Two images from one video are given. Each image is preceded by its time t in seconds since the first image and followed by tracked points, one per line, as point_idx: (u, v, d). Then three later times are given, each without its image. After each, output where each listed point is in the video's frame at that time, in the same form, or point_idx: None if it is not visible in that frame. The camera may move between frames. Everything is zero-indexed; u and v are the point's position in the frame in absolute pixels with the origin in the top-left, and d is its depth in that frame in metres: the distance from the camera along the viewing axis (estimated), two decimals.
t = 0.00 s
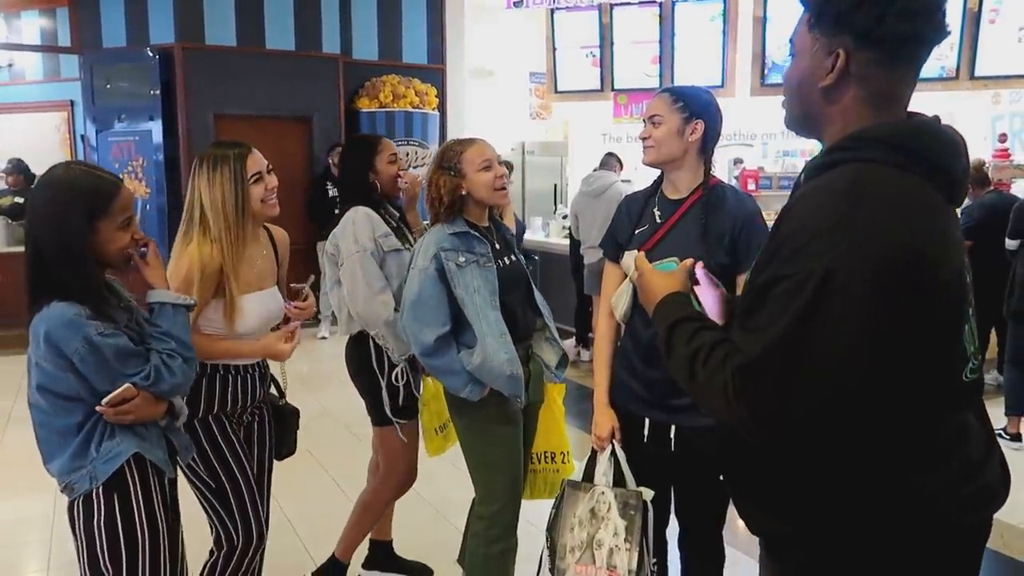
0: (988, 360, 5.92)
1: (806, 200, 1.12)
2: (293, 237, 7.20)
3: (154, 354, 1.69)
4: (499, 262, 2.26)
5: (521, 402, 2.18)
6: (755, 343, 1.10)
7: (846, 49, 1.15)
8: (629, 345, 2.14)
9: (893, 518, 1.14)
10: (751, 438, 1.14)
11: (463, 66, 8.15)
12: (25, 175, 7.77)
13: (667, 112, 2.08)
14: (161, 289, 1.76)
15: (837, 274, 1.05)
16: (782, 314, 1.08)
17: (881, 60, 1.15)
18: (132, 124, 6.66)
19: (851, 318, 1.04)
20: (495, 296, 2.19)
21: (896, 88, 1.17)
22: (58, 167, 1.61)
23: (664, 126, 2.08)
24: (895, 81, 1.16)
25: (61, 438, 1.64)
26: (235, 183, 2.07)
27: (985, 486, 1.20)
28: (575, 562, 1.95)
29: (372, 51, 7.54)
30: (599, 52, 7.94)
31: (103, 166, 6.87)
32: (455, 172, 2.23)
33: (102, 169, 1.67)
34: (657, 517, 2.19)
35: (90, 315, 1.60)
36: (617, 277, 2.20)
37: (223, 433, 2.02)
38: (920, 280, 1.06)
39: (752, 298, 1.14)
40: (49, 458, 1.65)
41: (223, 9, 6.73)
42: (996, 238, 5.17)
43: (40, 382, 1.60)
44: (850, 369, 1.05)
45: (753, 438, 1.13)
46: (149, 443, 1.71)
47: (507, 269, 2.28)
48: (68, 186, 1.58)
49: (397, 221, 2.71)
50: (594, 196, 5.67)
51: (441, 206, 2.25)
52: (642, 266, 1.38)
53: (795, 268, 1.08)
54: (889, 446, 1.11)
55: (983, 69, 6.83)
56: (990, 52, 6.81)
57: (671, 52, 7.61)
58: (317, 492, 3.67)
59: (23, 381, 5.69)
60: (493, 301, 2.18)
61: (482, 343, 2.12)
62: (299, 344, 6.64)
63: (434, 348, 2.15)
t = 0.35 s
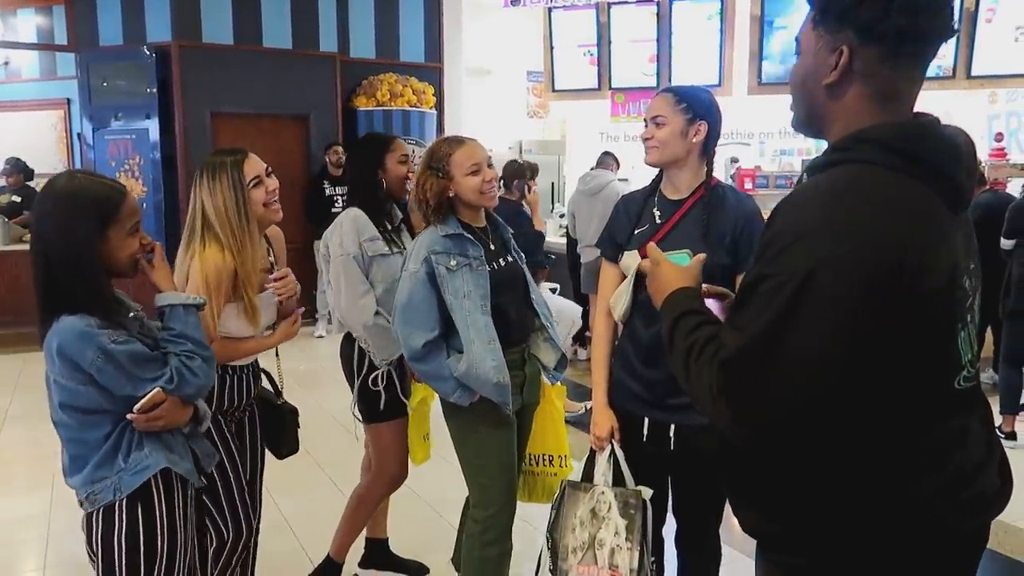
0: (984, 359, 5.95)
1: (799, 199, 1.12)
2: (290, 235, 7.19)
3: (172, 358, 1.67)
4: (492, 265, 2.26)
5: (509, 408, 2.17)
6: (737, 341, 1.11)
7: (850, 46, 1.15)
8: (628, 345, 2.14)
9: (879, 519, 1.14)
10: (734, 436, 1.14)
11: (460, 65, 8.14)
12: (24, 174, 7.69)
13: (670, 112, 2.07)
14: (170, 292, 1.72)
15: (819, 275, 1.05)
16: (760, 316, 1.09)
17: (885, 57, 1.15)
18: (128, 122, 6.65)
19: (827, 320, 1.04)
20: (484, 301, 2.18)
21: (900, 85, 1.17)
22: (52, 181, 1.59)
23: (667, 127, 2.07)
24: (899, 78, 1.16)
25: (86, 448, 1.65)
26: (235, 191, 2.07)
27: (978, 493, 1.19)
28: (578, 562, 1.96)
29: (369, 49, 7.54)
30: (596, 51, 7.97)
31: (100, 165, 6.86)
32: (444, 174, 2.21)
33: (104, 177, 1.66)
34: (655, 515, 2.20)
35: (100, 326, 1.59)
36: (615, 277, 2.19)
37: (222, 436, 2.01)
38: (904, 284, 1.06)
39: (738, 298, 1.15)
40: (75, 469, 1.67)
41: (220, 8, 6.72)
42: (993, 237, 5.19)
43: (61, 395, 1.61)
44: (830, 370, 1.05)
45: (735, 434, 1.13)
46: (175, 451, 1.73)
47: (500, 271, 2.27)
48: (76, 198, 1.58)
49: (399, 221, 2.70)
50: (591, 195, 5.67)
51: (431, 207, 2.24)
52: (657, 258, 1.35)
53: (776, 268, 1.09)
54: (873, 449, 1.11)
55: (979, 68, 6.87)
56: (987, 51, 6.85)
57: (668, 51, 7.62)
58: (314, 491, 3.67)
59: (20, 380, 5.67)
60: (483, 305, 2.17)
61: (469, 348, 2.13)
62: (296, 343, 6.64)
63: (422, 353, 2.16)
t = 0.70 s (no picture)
0: (986, 359, 5.94)
1: (810, 202, 1.12)
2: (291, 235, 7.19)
3: (189, 373, 1.65)
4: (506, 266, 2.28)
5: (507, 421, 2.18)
6: (772, 354, 1.09)
7: (847, 45, 1.15)
8: (632, 345, 2.14)
9: (895, 521, 1.14)
10: (767, 449, 1.12)
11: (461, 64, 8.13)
12: (25, 175, 7.73)
13: (681, 112, 2.05)
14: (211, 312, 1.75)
15: (846, 278, 1.04)
16: (792, 324, 1.07)
17: (883, 55, 1.15)
18: (130, 122, 6.65)
19: (863, 327, 1.04)
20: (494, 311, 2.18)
21: (900, 83, 1.17)
22: (133, 176, 1.61)
23: (679, 127, 2.05)
24: (898, 76, 1.16)
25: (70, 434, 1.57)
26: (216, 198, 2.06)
27: (984, 491, 1.20)
28: (581, 564, 1.91)
29: (371, 50, 7.54)
30: (598, 51, 8.00)
31: (101, 165, 6.85)
32: (462, 175, 2.20)
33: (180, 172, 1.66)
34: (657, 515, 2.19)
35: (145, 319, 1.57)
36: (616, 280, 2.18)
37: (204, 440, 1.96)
38: (923, 282, 1.06)
39: (760, 308, 1.13)
40: (50, 449, 1.59)
41: (222, 8, 6.72)
42: (995, 237, 5.19)
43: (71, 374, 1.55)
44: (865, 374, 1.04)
45: (771, 448, 1.11)
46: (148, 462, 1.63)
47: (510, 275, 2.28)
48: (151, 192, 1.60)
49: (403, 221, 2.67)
50: (592, 195, 5.67)
51: (443, 205, 2.23)
52: (661, 316, 1.37)
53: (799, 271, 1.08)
54: (894, 451, 1.11)
55: (981, 68, 6.97)
56: (989, 52, 6.94)
57: (670, 51, 7.63)
58: (315, 491, 3.66)
59: (21, 381, 5.66)
60: (494, 314, 2.18)
61: (475, 357, 2.13)
62: (297, 343, 6.63)
63: (428, 358, 2.15)
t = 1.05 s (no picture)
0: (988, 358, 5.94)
1: (821, 194, 1.11)
2: (292, 235, 7.20)
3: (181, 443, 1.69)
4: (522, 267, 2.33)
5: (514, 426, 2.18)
6: (785, 350, 1.09)
7: (840, 46, 1.15)
8: (634, 344, 2.14)
9: (902, 515, 1.15)
10: (783, 445, 1.11)
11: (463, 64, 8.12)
12: (25, 175, 7.75)
13: (689, 110, 2.05)
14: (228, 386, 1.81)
15: (862, 270, 1.04)
16: (806, 318, 1.07)
17: (875, 53, 1.15)
18: (131, 122, 6.65)
19: (878, 320, 1.03)
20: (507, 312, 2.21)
21: (892, 77, 1.17)
22: (201, 252, 1.65)
23: (687, 126, 2.04)
24: (892, 74, 1.17)
25: (58, 449, 1.68)
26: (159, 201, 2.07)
27: (984, 488, 1.20)
28: (592, 569, 1.86)
29: (373, 49, 7.55)
30: (600, 50, 7.96)
31: (102, 164, 6.86)
32: (495, 167, 2.19)
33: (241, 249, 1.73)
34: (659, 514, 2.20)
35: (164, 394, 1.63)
36: (615, 282, 2.17)
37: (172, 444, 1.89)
38: (935, 275, 1.06)
39: (773, 302, 1.13)
40: (44, 452, 1.70)
41: (223, 7, 6.73)
42: (996, 236, 5.19)
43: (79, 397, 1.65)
44: (880, 369, 1.04)
45: (789, 446, 1.10)
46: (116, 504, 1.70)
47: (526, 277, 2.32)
48: (229, 270, 1.66)
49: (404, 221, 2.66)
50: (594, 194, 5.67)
51: (469, 198, 2.21)
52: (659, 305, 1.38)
53: (812, 264, 1.08)
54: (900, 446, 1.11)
55: (983, 67, 6.91)
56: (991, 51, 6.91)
57: (671, 50, 7.62)
58: (316, 491, 3.66)
59: (22, 380, 5.67)
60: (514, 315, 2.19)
61: (492, 358, 2.14)
62: (299, 343, 6.64)
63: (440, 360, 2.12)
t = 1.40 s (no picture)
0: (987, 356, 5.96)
1: (805, 191, 1.12)
2: (291, 234, 7.20)
3: (173, 372, 1.74)
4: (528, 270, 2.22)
5: (485, 421, 2.14)
6: (766, 345, 1.10)
7: (819, 49, 1.16)
8: (633, 341, 2.14)
9: (891, 508, 1.15)
10: (767, 438, 1.12)
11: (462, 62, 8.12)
12: (25, 176, 7.71)
13: (689, 108, 2.06)
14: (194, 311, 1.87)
15: (842, 265, 1.04)
16: (787, 313, 1.08)
17: (855, 54, 1.15)
18: (130, 121, 6.65)
19: (857, 315, 1.04)
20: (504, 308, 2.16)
21: (874, 80, 1.17)
22: (128, 185, 1.70)
23: (687, 124, 2.05)
24: (874, 75, 1.16)
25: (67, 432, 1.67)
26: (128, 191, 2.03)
27: (975, 479, 1.20)
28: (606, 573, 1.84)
29: (371, 48, 7.54)
30: (599, 48, 7.95)
31: (101, 163, 6.86)
32: (513, 154, 2.19)
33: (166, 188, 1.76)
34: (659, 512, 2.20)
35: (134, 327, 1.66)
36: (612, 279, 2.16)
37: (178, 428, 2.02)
38: (917, 269, 1.07)
39: (757, 298, 1.13)
40: (43, 448, 1.69)
41: (222, 6, 6.72)
42: (996, 235, 5.19)
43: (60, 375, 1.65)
44: (861, 364, 1.04)
45: (775, 439, 1.10)
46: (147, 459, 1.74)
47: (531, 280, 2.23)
48: (156, 202, 1.69)
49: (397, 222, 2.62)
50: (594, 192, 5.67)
51: (490, 184, 2.22)
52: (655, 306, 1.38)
53: (794, 261, 1.08)
54: (886, 440, 1.12)
55: (982, 65, 6.93)
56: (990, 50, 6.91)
57: (670, 49, 7.62)
58: (316, 490, 3.66)
59: (22, 379, 5.66)
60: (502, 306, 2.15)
61: (468, 343, 2.13)
62: (298, 342, 6.63)
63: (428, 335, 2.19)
